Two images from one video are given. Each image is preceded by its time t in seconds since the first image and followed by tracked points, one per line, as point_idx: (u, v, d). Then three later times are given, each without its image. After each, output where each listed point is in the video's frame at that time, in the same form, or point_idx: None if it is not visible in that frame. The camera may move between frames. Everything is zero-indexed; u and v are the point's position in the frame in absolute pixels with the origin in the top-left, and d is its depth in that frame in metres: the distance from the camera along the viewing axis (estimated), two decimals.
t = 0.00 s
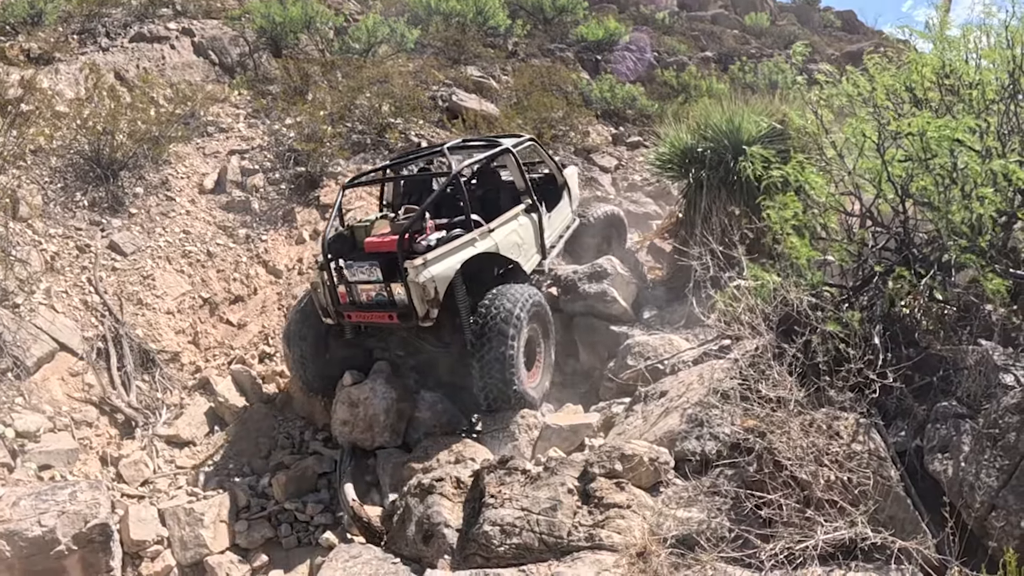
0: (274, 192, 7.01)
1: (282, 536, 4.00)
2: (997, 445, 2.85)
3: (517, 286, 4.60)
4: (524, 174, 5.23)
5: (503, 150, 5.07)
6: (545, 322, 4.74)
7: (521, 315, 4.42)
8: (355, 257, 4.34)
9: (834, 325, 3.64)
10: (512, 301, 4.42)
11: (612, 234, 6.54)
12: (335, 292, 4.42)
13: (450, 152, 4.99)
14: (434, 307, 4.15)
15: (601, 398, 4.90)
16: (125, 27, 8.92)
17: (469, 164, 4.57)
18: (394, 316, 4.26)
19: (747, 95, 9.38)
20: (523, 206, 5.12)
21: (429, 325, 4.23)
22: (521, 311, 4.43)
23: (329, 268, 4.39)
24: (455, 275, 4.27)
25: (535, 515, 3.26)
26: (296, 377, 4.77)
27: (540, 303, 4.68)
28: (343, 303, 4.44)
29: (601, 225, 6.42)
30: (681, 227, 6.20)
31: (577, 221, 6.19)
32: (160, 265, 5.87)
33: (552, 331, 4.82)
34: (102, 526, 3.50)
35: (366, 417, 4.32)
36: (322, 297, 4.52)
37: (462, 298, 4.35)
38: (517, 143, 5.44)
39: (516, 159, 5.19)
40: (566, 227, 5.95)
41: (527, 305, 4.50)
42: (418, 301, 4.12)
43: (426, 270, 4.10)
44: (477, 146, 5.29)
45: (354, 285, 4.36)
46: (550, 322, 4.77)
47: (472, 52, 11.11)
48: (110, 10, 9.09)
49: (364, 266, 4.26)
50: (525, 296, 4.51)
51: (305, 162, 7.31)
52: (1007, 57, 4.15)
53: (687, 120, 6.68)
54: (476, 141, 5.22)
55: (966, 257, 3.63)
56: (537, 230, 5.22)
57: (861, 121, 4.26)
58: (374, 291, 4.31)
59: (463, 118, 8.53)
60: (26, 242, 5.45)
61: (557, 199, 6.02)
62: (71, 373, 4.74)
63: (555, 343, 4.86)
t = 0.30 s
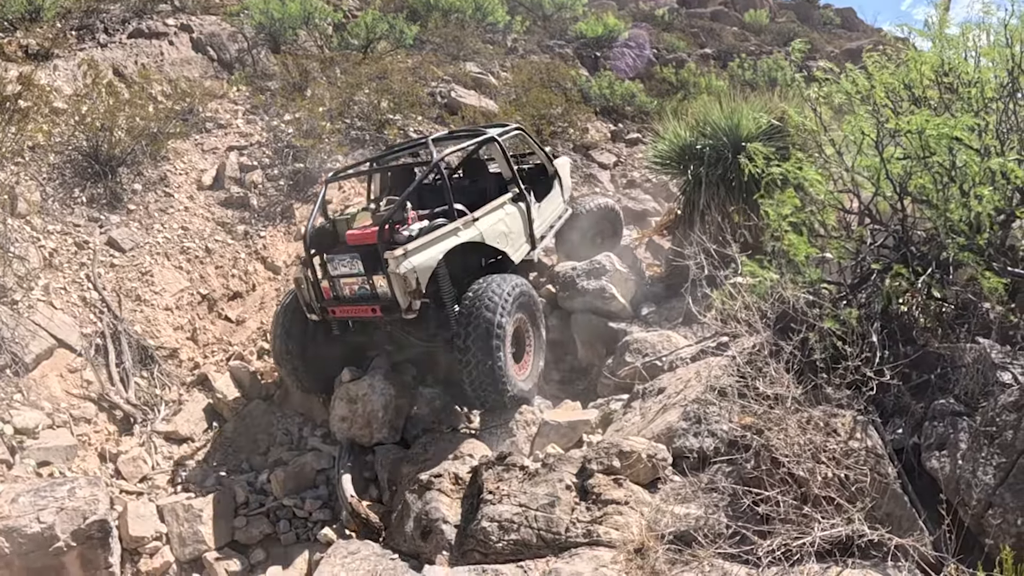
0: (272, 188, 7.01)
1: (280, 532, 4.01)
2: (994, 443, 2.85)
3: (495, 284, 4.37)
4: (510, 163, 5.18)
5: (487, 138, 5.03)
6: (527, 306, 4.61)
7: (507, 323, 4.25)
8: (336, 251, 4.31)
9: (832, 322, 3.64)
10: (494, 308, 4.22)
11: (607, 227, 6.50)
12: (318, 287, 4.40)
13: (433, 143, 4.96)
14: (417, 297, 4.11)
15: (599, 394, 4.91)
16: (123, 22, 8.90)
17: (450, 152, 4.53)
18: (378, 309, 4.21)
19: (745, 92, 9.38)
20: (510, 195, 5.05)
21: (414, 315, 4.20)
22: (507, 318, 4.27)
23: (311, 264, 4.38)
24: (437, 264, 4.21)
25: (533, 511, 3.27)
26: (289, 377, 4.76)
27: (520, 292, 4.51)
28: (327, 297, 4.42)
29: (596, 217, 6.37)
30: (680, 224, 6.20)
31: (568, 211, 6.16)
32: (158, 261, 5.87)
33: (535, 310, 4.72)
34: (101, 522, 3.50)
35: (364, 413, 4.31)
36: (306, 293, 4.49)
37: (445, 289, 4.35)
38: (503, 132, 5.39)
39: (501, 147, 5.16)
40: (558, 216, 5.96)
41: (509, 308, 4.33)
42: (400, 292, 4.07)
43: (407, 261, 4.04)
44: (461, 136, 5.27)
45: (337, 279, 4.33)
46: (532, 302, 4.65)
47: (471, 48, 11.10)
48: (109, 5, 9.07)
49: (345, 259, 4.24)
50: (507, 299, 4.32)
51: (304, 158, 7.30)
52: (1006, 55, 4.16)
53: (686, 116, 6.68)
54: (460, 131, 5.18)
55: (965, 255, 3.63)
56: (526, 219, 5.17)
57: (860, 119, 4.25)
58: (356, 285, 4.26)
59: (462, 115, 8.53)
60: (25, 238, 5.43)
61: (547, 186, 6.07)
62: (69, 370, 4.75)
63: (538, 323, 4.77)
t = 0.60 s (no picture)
0: (272, 186, 7.00)
1: (280, 529, 4.01)
2: (993, 442, 2.85)
3: (478, 301, 4.23)
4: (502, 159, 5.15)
5: (476, 134, 5.00)
6: (513, 305, 4.49)
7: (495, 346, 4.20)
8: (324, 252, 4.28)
9: (831, 322, 3.63)
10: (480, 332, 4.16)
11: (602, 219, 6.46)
12: (307, 288, 4.38)
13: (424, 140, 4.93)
14: (405, 297, 4.07)
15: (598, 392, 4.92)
16: (123, 20, 8.89)
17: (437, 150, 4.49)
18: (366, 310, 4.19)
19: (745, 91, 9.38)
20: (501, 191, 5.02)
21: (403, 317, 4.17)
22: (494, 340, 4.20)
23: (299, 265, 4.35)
24: (425, 263, 4.17)
25: (532, 509, 3.26)
26: (283, 379, 4.74)
27: (504, 298, 4.38)
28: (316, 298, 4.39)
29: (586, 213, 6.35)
30: (679, 223, 6.19)
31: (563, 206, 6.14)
32: (158, 259, 5.87)
33: (522, 301, 4.60)
34: (100, 520, 3.50)
35: (364, 411, 4.31)
36: (296, 295, 4.47)
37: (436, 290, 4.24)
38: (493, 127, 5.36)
39: (493, 144, 5.12)
40: (553, 211, 5.94)
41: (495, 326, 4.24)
42: (388, 292, 4.04)
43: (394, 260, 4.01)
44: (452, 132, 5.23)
45: (325, 280, 4.31)
46: (517, 296, 4.53)
47: (471, 47, 11.09)
48: (108, 3, 9.05)
49: (333, 259, 4.21)
50: (491, 319, 4.21)
51: (303, 156, 7.30)
52: (1006, 55, 4.15)
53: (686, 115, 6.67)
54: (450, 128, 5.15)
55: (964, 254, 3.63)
56: (518, 215, 5.13)
57: (860, 118, 4.24)
58: (345, 285, 4.24)
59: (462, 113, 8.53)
60: (24, 235, 5.43)
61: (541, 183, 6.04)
62: (69, 367, 4.74)
63: (527, 310, 4.68)
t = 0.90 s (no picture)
0: (273, 185, 7.01)
1: (280, 528, 4.02)
2: (993, 442, 2.85)
3: (457, 334, 4.02)
4: (484, 155, 5.09)
5: (456, 130, 4.93)
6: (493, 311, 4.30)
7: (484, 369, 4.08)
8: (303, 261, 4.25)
9: (831, 321, 3.64)
10: (463, 368, 4.00)
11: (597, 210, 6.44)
12: (289, 297, 4.33)
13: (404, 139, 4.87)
14: (386, 303, 3.99)
15: (598, 391, 4.92)
16: (124, 18, 8.89)
17: (415, 149, 4.43)
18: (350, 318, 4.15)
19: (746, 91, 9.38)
20: (483, 188, 4.96)
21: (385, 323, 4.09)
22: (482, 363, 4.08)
23: (280, 273, 4.30)
24: (405, 267, 4.10)
25: (533, 508, 3.27)
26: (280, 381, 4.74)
27: (482, 312, 4.18)
28: (299, 307, 4.33)
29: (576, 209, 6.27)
30: (680, 223, 6.20)
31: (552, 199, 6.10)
32: (158, 258, 5.87)
33: (502, 302, 4.40)
34: (100, 518, 3.51)
35: (364, 410, 4.31)
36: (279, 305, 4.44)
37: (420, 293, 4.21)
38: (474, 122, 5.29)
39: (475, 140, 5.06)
40: (542, 205, 5.93)
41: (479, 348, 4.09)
42: (369, 299, 3.95)
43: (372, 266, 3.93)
44: (434, 129, 5.16)
45: (306, 288, 4.26)
46: (496, 299, 4.33)
47: (472, 46, 11.09)
48: (109, 1, 9.05)
49: (312, 268, 4.16)
50: (475, 343, 4.05)
51: (304, 155, 7.31)
52: (1007, 56, 4.16)
53: (687, 114, 6.68)
54: (431, 124, 5.08)
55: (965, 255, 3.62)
56: (502, 213, 5.08)
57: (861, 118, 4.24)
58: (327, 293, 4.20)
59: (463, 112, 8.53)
60: (25, 234, 5.43)
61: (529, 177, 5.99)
62: (69, 366, 4.74)
63: (508, 306, 4.48)
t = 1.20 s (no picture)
0: (274, 184, 7.01)
1: (281, 527, 4.01)
2: (993, 442, 2.86)
3: (437, 372, 3.86)
4: (468, 154, 4.89)
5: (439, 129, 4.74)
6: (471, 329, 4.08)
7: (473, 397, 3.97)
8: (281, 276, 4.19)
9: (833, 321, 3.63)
10: (449, 405, 3.88)
11: (590, 204, 6.37)
12: (270, 312, 4.27)
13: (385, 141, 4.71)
14: (365, 320, 3.91)
15: (599, 391, 4.93)
16: (125, 18, 8.89)
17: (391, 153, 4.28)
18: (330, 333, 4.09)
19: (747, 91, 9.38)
20: (468, 190, 4.78)
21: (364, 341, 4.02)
22: (471, 392, 3.96)
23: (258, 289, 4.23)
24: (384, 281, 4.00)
25: (533, 507, 3.27)
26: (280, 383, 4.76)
27: (461, 339, 3.97)
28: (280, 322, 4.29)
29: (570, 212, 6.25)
30: (681, 222, 6.20)
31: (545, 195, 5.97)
32: (159, 257, 5.87)
33: (478, 311, 4.17)
34: (101, 517, 3.52)
35: (364, 410, 4.31)
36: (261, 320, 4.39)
37: (401, 304, 4.14)
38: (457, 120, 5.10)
39: (458, 138, 4.86)
40: (533, 202, 5.76)
41: (466, 377, 3.96)
42: (347, 316, 3.87)
43: (349, 282, 3.85)
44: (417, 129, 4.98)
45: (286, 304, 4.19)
46: (472, 313, 4.11)
47: (472, 46, 11.09)
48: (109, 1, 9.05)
49: (290, 283, 4.11)
50: (461, 378, 3.91)
51: (305, 155, 7.32)
52: (1008, 57, 4.16)
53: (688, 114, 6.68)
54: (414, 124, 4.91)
55: (966, 255, 3.63)
56: (490, 215, 4.88)
57: (861, 118, 4.25)
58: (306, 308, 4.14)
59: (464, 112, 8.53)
60: (25, 233, 5.43)
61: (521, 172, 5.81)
62: (70, 365, 4.75)
63: (487, 309, 4.26)
